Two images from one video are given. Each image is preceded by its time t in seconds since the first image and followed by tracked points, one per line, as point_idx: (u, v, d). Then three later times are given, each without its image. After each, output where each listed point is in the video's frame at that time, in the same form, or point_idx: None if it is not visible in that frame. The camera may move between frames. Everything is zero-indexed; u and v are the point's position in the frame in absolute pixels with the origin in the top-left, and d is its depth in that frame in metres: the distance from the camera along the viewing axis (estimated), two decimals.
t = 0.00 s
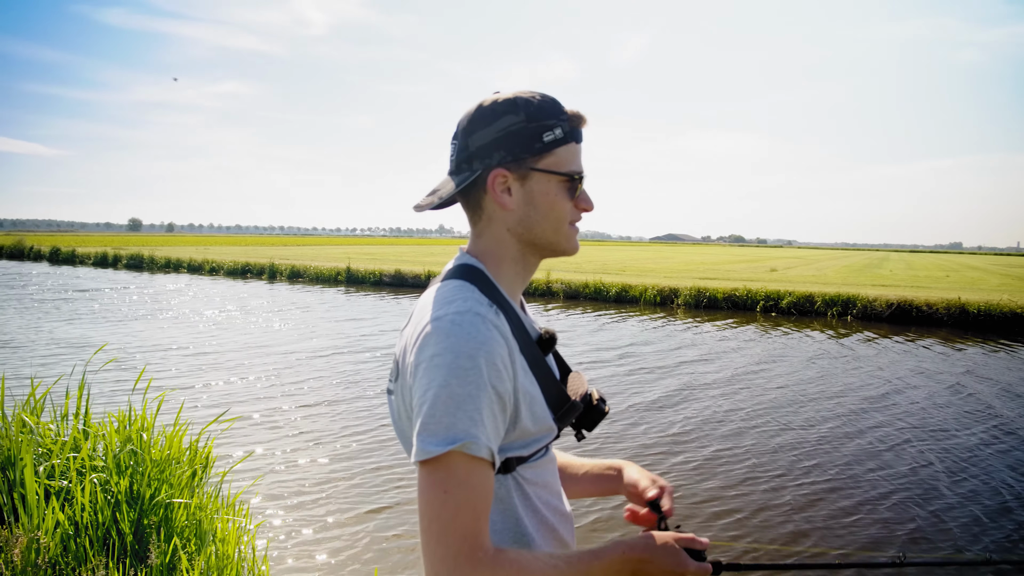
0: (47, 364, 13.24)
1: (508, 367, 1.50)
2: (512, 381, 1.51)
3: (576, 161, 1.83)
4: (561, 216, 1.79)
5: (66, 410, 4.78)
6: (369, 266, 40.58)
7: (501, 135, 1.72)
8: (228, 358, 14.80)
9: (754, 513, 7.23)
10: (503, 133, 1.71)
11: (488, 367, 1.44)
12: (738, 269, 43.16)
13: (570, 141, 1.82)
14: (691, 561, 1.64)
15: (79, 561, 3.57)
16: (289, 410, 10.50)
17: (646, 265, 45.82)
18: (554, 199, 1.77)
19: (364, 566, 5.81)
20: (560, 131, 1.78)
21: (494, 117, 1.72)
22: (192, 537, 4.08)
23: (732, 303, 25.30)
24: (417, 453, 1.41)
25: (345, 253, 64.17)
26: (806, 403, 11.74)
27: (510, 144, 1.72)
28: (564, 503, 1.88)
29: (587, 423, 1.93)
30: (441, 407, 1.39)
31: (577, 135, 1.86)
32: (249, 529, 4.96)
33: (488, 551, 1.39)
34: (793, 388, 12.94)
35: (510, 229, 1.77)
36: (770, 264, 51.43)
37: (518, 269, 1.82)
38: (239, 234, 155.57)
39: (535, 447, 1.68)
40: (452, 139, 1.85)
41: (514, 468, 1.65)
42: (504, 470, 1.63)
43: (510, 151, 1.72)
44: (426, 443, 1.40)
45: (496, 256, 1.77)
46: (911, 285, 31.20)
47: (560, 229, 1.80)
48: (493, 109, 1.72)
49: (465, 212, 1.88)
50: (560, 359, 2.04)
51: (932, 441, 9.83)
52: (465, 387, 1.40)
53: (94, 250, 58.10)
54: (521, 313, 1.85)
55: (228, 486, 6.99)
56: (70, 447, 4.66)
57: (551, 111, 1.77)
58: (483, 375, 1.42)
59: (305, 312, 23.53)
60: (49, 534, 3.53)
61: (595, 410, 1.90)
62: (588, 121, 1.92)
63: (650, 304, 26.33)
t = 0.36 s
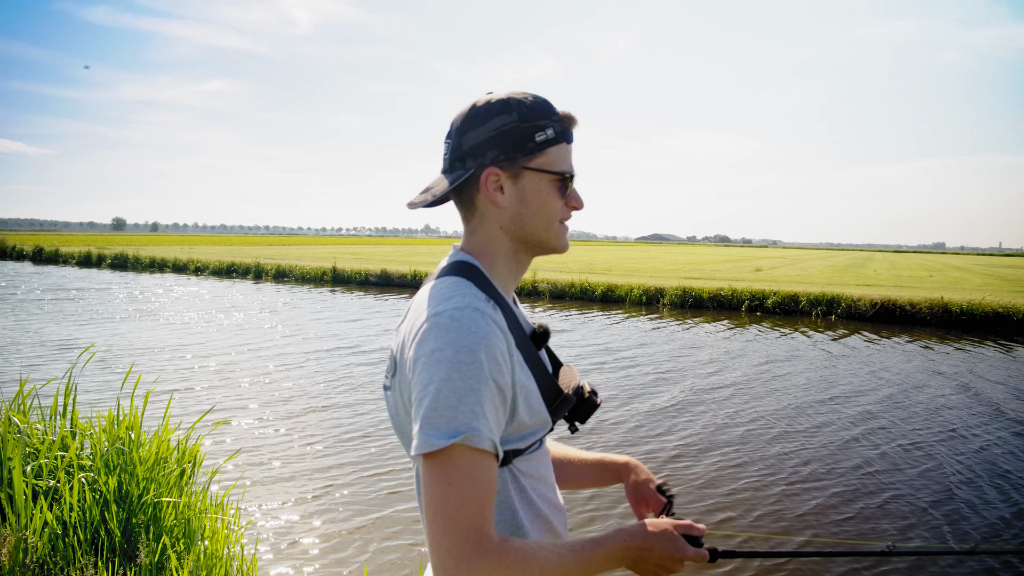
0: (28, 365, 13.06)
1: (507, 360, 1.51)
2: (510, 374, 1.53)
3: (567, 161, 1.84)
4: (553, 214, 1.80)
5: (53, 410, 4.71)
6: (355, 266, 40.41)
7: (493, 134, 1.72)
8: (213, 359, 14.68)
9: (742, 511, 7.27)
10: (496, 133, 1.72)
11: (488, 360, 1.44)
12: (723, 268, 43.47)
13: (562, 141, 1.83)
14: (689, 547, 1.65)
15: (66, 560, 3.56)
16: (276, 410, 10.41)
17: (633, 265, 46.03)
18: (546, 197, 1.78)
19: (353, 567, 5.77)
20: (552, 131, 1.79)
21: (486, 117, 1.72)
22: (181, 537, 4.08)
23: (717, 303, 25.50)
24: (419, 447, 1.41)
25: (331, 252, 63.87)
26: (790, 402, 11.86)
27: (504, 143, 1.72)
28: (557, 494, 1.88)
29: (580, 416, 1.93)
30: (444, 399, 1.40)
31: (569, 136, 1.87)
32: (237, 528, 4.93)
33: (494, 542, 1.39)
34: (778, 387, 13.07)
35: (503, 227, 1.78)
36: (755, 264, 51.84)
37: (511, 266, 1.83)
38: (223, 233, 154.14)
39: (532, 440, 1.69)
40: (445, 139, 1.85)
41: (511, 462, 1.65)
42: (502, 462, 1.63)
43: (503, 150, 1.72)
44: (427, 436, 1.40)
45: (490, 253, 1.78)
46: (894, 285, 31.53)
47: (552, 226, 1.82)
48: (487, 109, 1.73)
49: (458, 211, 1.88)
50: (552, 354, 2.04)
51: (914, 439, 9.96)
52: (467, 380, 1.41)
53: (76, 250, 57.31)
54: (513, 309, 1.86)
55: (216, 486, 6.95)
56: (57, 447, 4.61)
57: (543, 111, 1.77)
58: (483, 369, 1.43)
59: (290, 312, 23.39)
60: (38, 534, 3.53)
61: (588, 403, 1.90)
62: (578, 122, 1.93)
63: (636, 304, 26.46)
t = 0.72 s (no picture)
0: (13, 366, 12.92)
1: (505, 356, 1.52)
2: (509, 370, 1.53)
3: (563, 162, 1.85)
4: (549, 215, 1.81)
5: (45, 410, 4.67)
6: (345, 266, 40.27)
7: (490, 136, 1.73)
8: (201, 359, 14.58)
9: (732, 507, 7.32)
10: (492, 135, 1.73)
11: (487, 356, 1.45)
12: (713, 268, 43.68)
13: (557, 143, 1.83)
14: (676, 540, 1.65)
15: (61, 559, 3.57)
16: (266, 410, 10.36)
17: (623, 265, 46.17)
18: (542, 198, 1.79)
19: (345, 566, 5.75)
20: (547, 133, 1.80)
21: (484, 119, 1.73)
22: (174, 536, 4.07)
23: (706, 303, 25.63)
24: (420, 442, 1.41)
25: (321, 253, 63.73)
26: (779, 401, 11.96)
27: (501, 145, 1.73)
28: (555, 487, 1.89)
29: (578, 411, 1.94)
30: (445, 395, 1.40)
31: (563, 138, 1.89)
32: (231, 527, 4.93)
33: (496, 534, 1.40)
34: (767, 386, 13.16)
35: (500, 227, 1.78)
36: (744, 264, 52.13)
37: (508, 266, 1.83)
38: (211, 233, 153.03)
39: (530, 435, 1.69)
40: (442, 140, 1.85)
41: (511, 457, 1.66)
42: (502, 457, 1.63)
43: (499, 151, 1.73)
44: (429, 431, 1.40)
45: (487, 253, 1.78)
46: (881, 285, 31.82)
47: (548, 226, 1.82)
48: (483, 111, 1.74)
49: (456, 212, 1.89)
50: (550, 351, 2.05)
51: (901, 436, 10.06)
52: (467, 375, 1.41)
53: (63, 250, 56.73)
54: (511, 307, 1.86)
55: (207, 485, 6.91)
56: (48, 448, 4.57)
57: (539, 114, 1.78)
58: (483, 365, 1.43)
59: (279, 312, 23.28)
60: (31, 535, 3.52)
61: (585, 399, 1.91)
62: (572, 124, 1.95)
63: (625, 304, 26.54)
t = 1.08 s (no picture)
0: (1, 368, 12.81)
1: (501, 350, 1.52)
2: (504, 363, 1.53)
3: (556, 157, 1.85)
4: (542, 210, 1.82)
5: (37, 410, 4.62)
6: (336, 266, 40.15)
7: (485, 131, 1.73)
8: (192, 359, 14.51)
9: (723, 505, 7.36)
10: (486, 130, 1.73)
11: (482, 349, 1.45)
12: (705, 268, 43.75)
13: (551, 137, 1.84)
14: (674, 530, 1.64)
15: (55, 559, 3.56)
16: (258, 410, 10.32)
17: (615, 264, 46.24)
18: (537, 193, 1.79)
19: (337, 565, 5.75)
20: (541, 128, 1.80)
21: (479, 114, 1.74)
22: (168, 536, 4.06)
23: (698, 301, 25.73)
24: (417, 433, 1.42)
25: (313, 252, 63.40)
26: (771, 399, 12.01)
27: (495, 140, 1.73)
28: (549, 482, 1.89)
29: (573, 404, 1.94)
30: (440, 389, 1.40)
31: (557, 133, 1.89)
32: (225, 527, 4.90)
33: (493, 528, 1.41)
34: (759, 384, 13.22)
35: (495, 222, 1.78)
36: (738, 263, 52.36)
37: (503, 261, 1.83)
38: (202, 234, 152.16)
39: (526, 429, 1.69)
40: (436, 136, 1.85)
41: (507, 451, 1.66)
42: (497, 451, 1.64)
43: (494, 146, 1.74)
44: (424, 424, 1.40)
45: (482, 247, 1.78)
46: (872, 284, 31.98)
47: (542, 221, 1.83)
48: (477, 107, 1.74)
49: (451, 209, 1.89)
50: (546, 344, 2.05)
51: (892, 434, 10.13)
52: (462, 369, 1.42)
53: (53, 250, 56.32)
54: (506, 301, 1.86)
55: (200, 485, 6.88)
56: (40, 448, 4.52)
57: (533, 109, 1.79)
58: (478, 359, 1.44)
59: (270, 312, 23.19)
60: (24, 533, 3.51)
61: (579, 392, 1.92)
62: (565, 120, 1.95)
63: (617, 303, 26.60)
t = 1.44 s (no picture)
0: None
1: (489, 351, 1.52)
2: (492, 364, 1.53)
3: (548, 156, 1.86)
4: (534, 209, 1.82)
5: (30, 410, 4.57)
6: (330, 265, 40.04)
7: (477, 129, 1.74)
8: (184, 359, 14.44)
9: (716, 504, 7.38)
10: (478, 128, 1.74)
11: (470, 351, 1.45)
12: (699, 267, 43.92)
13: (543, 136, 1.84)
14: (658, 531, 1.65)
15: (47, 561, 3.54)
16: (250, 410, 10.28)
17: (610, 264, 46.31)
18: (528, 192, 1.79)
19: (329, 566, 5.74)
20: (533, 126, 1.81)
21: (470, 112, 1.74)
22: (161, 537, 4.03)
23: (692, 301, 25.81)
24: (404, 435, 1.42)
25: (307, 251, 63.23)
26: (763, 399, 12.06)
27: (487, 138, 1.74)
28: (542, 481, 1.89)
29: (565, 404, 1.94)
30: (427, 390, 1.41)
31: (549, 132, 1.89)
32: (218, 527, 4.87)
33: (480, 533, 1.41)
34: (751, 384, 13.27)
35: (486, 221, 1.79)
36: (731, 263, 52.59)
37: (494, 260, 1.83)
38: (194, 234, 151.41)
39: (516, 429, 1.69)
40: (428, 135, 1.86)
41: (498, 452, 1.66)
42: (487, 453, 1.64)
43: (486, 144, 1.74)
44: (412, 425, 1.41)
45: (473, 246, 1.78)
46: (864, 284, 32.13)
47: (534, 220, 1.83)
48: (469, 105, 1.75)
49: (443, 208, 1.88)
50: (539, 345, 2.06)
51: (882, 433, 10.21)
52: (449, 372, 1.42)
53: (44, 250, 55.91)
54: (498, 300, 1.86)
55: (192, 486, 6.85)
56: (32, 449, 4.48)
57: (525, 107, 1.80)
58: (466, 360, 1.44)
59: (263, 312, 23.11)
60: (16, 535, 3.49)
61: (571, 392, 1.92)
62: (557, 119, 1.96)
63: (611, 302, 26.65)
